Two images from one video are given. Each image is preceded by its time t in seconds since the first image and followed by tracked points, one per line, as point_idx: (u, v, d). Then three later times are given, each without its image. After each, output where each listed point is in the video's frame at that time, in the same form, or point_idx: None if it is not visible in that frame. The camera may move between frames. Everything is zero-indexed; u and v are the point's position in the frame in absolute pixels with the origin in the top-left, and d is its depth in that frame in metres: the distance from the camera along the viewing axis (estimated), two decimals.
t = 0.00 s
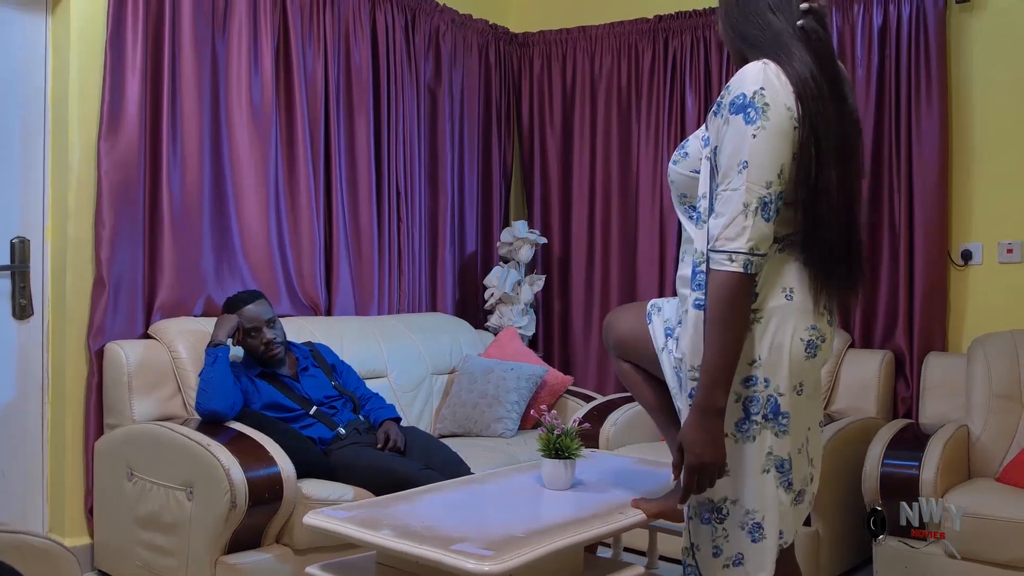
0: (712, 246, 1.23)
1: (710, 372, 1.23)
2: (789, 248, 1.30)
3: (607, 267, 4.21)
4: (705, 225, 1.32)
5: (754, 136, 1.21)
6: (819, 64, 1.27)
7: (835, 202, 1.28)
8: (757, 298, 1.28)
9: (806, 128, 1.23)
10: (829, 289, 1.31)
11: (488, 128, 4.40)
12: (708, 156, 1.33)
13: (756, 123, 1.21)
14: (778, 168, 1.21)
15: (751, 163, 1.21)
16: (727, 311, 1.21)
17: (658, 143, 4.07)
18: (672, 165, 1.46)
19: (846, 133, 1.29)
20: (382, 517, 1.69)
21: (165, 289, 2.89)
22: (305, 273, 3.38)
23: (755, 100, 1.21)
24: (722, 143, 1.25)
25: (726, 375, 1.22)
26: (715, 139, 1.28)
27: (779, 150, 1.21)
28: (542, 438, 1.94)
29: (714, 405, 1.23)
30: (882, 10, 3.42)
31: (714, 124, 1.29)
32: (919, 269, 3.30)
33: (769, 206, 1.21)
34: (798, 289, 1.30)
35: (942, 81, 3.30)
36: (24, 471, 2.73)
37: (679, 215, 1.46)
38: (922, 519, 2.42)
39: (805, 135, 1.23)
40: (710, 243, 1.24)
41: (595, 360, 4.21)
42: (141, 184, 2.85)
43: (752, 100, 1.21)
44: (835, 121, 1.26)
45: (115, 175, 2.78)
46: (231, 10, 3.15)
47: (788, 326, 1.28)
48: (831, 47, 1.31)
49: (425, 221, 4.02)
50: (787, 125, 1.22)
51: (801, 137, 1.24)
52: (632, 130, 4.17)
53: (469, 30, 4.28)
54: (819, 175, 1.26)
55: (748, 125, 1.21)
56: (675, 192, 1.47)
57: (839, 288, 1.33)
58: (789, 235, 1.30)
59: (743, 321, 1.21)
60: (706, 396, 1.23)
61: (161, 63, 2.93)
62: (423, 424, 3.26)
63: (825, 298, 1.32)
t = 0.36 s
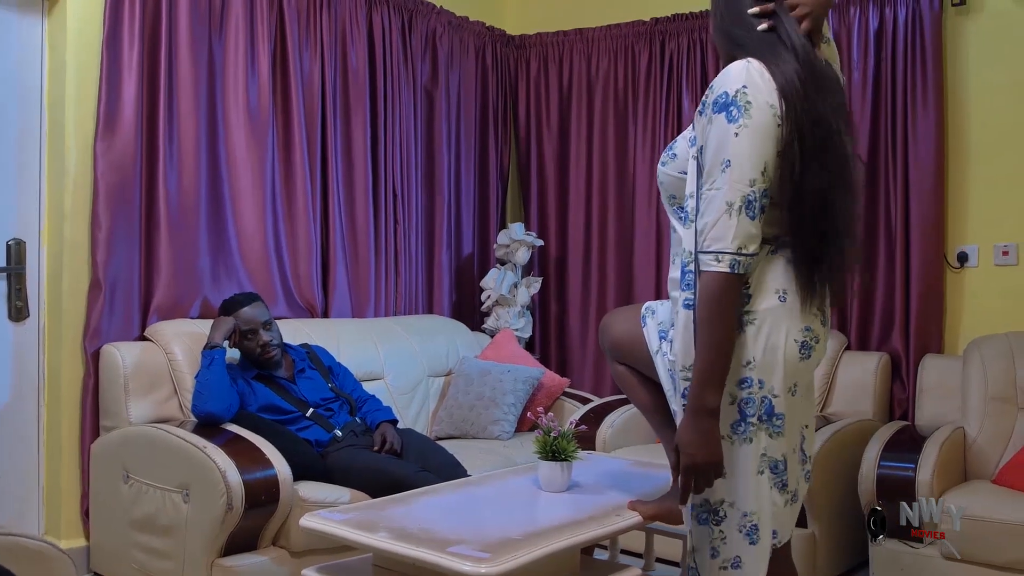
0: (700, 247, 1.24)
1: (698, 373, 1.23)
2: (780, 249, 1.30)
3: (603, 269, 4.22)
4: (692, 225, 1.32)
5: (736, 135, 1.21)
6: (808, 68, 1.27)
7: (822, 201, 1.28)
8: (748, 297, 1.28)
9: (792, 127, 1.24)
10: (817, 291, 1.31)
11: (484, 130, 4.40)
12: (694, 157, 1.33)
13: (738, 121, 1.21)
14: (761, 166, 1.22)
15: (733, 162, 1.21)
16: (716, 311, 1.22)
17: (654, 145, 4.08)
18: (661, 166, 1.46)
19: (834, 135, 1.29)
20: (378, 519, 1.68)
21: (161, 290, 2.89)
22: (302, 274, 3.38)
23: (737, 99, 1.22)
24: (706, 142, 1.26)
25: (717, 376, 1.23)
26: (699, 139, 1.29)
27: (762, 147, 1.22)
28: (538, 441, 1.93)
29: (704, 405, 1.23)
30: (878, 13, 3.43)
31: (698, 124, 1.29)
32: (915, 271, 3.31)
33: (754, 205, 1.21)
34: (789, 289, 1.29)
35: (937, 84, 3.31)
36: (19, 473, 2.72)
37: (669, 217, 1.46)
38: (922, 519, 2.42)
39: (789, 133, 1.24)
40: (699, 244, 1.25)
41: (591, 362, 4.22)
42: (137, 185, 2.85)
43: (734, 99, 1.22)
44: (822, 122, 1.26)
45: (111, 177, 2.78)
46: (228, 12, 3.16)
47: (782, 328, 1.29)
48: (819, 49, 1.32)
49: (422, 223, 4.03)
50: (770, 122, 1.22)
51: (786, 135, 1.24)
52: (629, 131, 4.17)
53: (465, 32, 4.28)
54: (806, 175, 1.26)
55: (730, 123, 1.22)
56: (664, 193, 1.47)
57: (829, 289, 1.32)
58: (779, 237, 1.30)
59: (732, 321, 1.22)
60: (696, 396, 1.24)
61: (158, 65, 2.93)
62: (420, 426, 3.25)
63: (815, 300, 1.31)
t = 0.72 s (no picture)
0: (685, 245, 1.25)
1: (680, 371, 1.25)
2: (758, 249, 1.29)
3: (601, 271, 4.22)
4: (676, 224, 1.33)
5: (717, 132, 1.23)
6: (794, 69, 1.27)
7: (803, 201, 1.28)
8: (737, 296, 1.29)
9: (775, 126, 1.24)
10: (803, 290, 1.31)
11: (482, 133, 4.40)
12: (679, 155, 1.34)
13: (719, 118, 1.23)
14: (743, 163, 1.23)
15: (714, 159, 1.23)
16: (697, 308, 1.23)
17: (652, 147, 4.08)
18: (649, 166, 1.47)
19: (819, 136, 1.29)
20: (376, 521, 1.68)
21: (160, 293, 2.89)
22: (300, 277, 3.37)
23: (719, 96, 1.23)
24: (689, 140, 1.27)
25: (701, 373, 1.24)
26: (683, 137, 1.30)
27: (744, 145, 1.23)
28: (537, 442, 1.94)
29: (683, 402, 1.24)
30: (876, 16, 3.44)
31: (683, 122, 1.31)
32: (913, 273, 3.32)
33: (736, 202, 1.22)
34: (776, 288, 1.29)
35: (935, 86, 3.32)
36: (16, 476, 2.71)
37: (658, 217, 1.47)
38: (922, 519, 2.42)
39: (772, 131, 1.24)
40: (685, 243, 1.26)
41: (590, 365, 4.22)
42: (135, 187, 2.85)
43: (716, 96, 1.24)
44: (805, 122, 1.26)
45: (109, 179, 2.78)
46: (225, 14, 3.15)
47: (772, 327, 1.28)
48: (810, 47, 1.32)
49: (420, 225, 4.03)
50: (752, 119, 1.23)
51: (768, 134, 1.24)
52: (627, 134, 4.18)
53: (463, 34, 4.28)
54: (790, 176, 1.26)
55: (711, 121, 1.23)
56: (654, 193, 1.48)
57: (815, 288, 1.33)
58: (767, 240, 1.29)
59: (713, 319, 1.22)
60: (676, 394, 1.25)
61: (156, 67, 2.92)
62: (418, 428, 3.25)
63: (800, 298, 1.32)
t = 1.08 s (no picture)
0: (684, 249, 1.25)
1: (678, 372, 1.25)
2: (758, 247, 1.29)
3: (601, 272, 4.22)
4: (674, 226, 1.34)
5: (715, 136, 1.23)
6: (791, 73, 1.27)
7: (802, 204, 1.29)
8: (736, 298, 1.29)
9: (773, 129, 1.25)
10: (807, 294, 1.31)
11: (482, 134, 4.41)
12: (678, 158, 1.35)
13: (717, 122, 1.23)
14: (741, 167, 1.23)
15: (713, 162, 1.23)
16: (694, 311, 1.23)
17: (652, 148, 4.08)
18: (649, 170, 1.47)
19: (816, 139, 1.30)
20: (375, 523, 1.68)
21: (160, 294, 2.89)
22: (300, 278, 3.37)
23: (717, 100, 1.24)
24: (688, 143, 1.28)
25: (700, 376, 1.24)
26: (683, 141, 1.31)
27: (742, 148, 1.23)
28: (537, 444, 1.94)
29: (681, 405, 1.25)
30: (876, 17, 3.44)
31: (682, 125, 1.31)
32: (913, 274, 3.32)
33: (734, 205, 1.22)
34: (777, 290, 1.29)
35: (935, 87, 3.32)
36: (16, 477, 2.71)
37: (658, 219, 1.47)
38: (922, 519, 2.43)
39: (770, 134, 1.25)
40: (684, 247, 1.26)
41: (590, 366, 4.22)
42: (134, 188, 2.84)
43: (714, 100, 1.24)
44: (803, 125, 1.27)
45: (109, 180, 2.77)
46: (224, 15, 3.15)
47: (772, 330, 1.28)
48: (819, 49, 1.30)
49: (419, 226, 4.03)
50: (750, 123, 1.23)
51: (765, 137, 1.25)
52: (627, 135, 4.18)
53: (463, 35, 4.29)
54: (788, 179, 1.26)
55: (710, 124, 1.24)
56: (655, 195, 1.48)
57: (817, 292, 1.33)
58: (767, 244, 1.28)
59: (710, 321, 1.23)
60: (675, 396, 1.25)
61: (155, 68, 2.92)
62: (418, 429, 3.26)
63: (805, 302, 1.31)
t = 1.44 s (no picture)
0: (693, 248, 1.25)
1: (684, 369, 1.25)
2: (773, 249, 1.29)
3: (601, 272, 4.22)
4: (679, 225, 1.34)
5: (729, 136, 1.23)
6: (803, 75, 1.27)
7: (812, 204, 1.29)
8: (742, 299, 1.29)
9: (787, 131, 1.25)
10: (817, 297, 1.31)
11: (482, 134, 4.41)
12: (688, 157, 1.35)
13: (731, 122, 1.23)
14: (754, 168, 1.23)
15: (725, 162, 1.23)
16: (702, 309, 1.23)
17: (651, 148, 4.08)
18: (657, 169, 1.47)
19: (828, 142, 1.29)
20: (375, 523, 1.68)
21: (160, 295, 2.89)
22: (300, 279, 3.37)
23: (732, 101, 1.24)
24: (701, 143, 1.28)
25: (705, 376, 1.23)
26: (694, 140, 1.31)
27: (755, 150, 1.23)
28: (537, 444, 1.94)
29: (689, 402, 1.24)
30: (875, 18, 3.44)
31: (694, 125, 1.31)
32: (912, 275, 3.32)
33: (746, 206, 1.23)
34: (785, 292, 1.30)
35: (934, 88, 3.32)
36: (15, 478, 2.71)
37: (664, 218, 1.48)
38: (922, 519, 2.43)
39: (783, 136, 1.25)
40: (693, 245, 1.26)
41: (590, 366, 4.22)
42: (134, 188, 2.84)
43: (728, 101, 1.24)
44: (815, 127, 1.27)
45: (109, 181, 2.77)
46: (224, 15, 3.15)
47: (777, 332, 1.29)
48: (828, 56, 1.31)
49: (419, 227, 4.03)
50: (764, 125, 1.23)
51: (778, 139, 1.25)
52: (626, 135, 4.18)
53: (463, 36, 4.29)
54: (801, 180, 1.27)
55: (724, 125, 1.24)
56: (661, 195, 1.49)
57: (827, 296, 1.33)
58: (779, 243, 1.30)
59: (720, 319, 1.22)
60: (682, 394, 1.24)
61: (156, 68, 2.92)
62: (418, 430, 3.26)
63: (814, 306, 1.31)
